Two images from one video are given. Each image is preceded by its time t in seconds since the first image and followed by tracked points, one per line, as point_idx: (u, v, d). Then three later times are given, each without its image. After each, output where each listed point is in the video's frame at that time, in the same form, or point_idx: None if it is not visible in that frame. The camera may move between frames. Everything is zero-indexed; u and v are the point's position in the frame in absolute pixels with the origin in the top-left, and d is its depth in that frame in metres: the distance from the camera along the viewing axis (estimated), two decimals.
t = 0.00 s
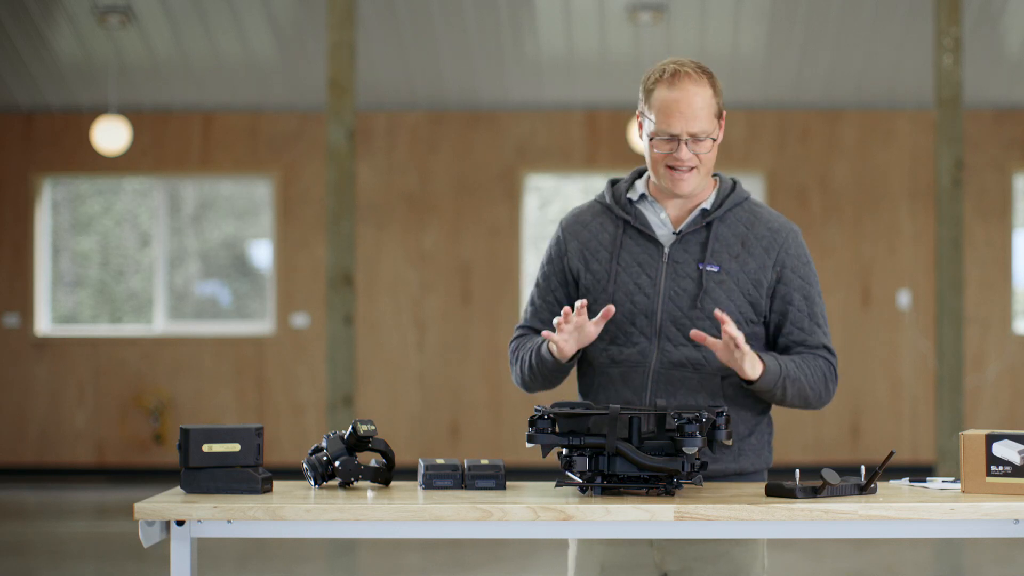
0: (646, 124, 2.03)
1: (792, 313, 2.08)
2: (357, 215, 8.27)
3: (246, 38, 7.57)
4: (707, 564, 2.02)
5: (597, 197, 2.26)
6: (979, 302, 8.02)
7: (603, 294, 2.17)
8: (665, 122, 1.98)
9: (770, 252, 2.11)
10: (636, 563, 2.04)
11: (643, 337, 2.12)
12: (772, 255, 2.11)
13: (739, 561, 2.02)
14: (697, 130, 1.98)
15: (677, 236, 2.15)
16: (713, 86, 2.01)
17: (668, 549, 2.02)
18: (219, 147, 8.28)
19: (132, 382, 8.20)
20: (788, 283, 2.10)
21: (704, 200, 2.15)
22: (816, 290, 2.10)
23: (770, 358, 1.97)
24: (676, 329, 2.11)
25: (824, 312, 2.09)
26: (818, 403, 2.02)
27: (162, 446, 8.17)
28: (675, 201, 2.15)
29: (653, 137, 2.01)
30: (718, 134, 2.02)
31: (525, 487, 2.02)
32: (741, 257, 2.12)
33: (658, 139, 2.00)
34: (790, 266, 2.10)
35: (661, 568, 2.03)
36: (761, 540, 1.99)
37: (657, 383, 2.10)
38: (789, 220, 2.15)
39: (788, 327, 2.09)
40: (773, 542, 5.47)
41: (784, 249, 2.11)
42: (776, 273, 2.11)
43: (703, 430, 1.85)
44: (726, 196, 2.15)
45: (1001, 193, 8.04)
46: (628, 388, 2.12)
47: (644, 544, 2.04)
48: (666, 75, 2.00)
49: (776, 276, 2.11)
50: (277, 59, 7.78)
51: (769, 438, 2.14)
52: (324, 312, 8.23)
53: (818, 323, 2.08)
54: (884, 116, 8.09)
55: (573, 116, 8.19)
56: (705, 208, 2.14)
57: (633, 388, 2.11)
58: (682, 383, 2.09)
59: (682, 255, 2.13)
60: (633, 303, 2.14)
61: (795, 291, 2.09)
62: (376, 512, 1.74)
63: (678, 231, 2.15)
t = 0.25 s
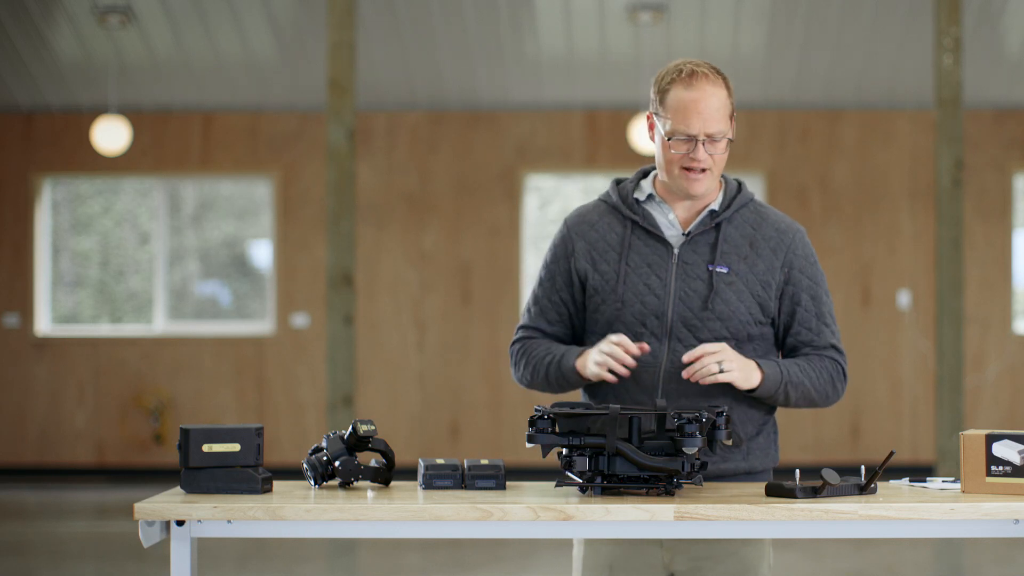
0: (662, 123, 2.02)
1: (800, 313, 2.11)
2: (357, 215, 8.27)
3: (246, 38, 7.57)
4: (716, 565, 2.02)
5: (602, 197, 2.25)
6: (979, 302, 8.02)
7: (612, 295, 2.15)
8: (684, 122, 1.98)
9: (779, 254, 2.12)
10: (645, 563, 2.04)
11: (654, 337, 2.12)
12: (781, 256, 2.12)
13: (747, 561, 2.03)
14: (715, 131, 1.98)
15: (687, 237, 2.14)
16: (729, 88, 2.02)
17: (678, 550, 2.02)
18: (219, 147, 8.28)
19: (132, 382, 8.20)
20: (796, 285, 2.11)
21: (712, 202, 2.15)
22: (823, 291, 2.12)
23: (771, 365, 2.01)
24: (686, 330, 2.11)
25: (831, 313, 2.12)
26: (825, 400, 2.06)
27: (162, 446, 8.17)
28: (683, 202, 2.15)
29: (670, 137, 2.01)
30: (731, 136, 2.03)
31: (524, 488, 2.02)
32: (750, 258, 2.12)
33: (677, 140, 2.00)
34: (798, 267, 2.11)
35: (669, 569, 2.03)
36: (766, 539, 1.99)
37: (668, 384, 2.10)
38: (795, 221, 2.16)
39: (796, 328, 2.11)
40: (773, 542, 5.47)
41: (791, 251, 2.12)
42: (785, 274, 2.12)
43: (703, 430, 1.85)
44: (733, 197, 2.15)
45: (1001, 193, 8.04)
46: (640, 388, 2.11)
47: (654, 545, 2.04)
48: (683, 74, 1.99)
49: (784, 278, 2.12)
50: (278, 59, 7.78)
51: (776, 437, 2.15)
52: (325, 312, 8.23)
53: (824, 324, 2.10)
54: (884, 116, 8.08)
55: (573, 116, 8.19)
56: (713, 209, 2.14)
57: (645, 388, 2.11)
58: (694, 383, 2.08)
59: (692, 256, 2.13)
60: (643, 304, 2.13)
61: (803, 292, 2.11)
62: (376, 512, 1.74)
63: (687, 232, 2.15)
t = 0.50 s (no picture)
0: (684, 124, 2.01)
1: (807, 312, 2.11)
2: (357, 215, 8.27)
3: (246, 38, 7.57)
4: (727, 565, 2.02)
5: (608, 196, 2.22)
6: (979, 302, 8.02)
7: (623, 295, 2.13)
8: (712, 124, 1.97)
9: (787, 252, 2.12)
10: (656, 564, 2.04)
11: (666, 337, 2.10)
12: (789, 255, 2.12)
13: (756, 561, 2.03)
14: (740, 133, 1.98)
15: (697, 236, 2.13)
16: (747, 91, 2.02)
17: (689, 550, 2.02)
18: (219, 147, 8.28)
19: (132, 382, 8.20)
20: (805, 283, 2.12)
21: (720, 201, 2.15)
22: (830, 289, 2.14)
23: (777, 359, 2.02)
24: (698, 330, 2.10)
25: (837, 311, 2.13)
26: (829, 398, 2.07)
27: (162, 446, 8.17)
28: (694, 202, 2.14)
29: (695, 138, 1.99)
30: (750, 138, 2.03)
31: (525, 488, 2.02)
32: (760, 257, 2.11)
33: (704, 142, 1.98)
34: (806, 265, 2.12)
35: (679, 569, 2.03)
36: (774, 539, 1.99)
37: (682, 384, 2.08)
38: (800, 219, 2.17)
39: (801, 327, 2.12)
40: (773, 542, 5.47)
41: (799, 249, 2.13)
42: (793, 273, 2.12)
43: (703, 430, 1.85)
44: (741, 195, 2.15)
45: (1001, 194, 8.04)
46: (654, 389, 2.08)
47: (666, 545, 2.04)
48: (707, 76, 1.98)
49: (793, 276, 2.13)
50: (278, 59, 7.78)
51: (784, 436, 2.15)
52: (325, 312, 8.23)
53: (831, 322, 2.11)
54: (884, 116, 8.08)
55: (573, 116, 8.18)
56: (722, 208, 2.13)
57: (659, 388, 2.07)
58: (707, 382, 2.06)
59: (703, 255, 2.11)
60: (655, 304, 2.11)
61: (812, 290, 2.11)
62: (376, 512, 1.74)
63: (698, 231, 2.14)
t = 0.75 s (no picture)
0: (710, 126, 2.05)
1: (826, 311, 2.16)
2: (358, 215, 8.27)
3: (247, 38, 7.57)
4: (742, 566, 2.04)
5: (624, 196, 2.25)
6: (979, 302, 8.02)
7: (644, 296, 2.15)
8: (739, 126, 2.01)
9: (804, 252, 2.17)
10: (671, 564, 2.05)
11: (688, 338, 2.13)
12: (807, 255, 2.17)
13: (770, 561, 2.04)
14: (766, 134, 2.02)
15: (717, 237, 2.16)
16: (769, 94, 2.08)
17: (704, 550, 2.05)
18: (219, 147, 8.28)
19: (132, 382, 8.20)
20: (822, 283, 2.17)
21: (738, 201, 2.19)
22: (844, 288, 2.19)
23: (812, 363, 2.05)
24: (719, 330, 2.12)
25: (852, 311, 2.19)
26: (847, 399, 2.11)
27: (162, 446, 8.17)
28: (713, 203, 2.17)
29: (721, 140, 2.03)
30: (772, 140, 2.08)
31: (525, 487, 2.02)
32: (778, 258, 2.15)
33: (731, 143, 2.02)
34: (823, 266, 2.17)
35: (692, 569, 2.06)
36: (790, 539, 2.01)
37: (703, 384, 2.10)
38: (814, 219, 2.22)
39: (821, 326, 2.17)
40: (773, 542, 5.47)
41: (816, 249, 2.18)
42: (811, 273, 2.17)
43: (703, 430, 1.85)
44: (758, 196, 2.19)
45: (1001, 194, 8.04)
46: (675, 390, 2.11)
47: (683, 544, 2.06)
48: (733, 79, 2.03)
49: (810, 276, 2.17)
50: (278, 59, 7.78)
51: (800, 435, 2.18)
52: (325, 312, 8.23)
53: (846, 322, 2.16)
54: (884, 116, 8.08)
55: (573, 116, 8.18)
56: (741, 208, 2.17)
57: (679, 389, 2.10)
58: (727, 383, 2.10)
59: (723, 255, 2.15)
60: (676, 304, 2.13)
61: (828, 290, 2.17)
62: (376, 512, 1.74)
63: (718, 232, 2.17)
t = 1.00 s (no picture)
0: (735, 135, 2.04)
1: (843, 314, 2.17)
2: (357, 215, 8.27)
3: (246, 38, 7.57)
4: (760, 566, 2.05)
5: (644, 200, 2.23)
6: (979, 302, 8.02)
7: (669, 301, 2.14)
8: (764, 136, 2.01)
9: (824, 256, 2.18)
10: (689, 563, 2.05)
11: (713, 342, 2.13)
12: (826, 259, 2.18)
13: (789, 561, 2.05)
14: (791, 144, 2.02)
15: (740, 242, 2.16)
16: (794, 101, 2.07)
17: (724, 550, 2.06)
18: (219, 147, 8.28)
19: (132, 382, 8.20)
20: (842, 285, 2.19)
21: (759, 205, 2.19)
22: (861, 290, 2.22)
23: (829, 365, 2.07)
24: (745, 335, 2.12)
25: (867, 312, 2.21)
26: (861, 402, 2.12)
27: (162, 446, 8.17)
28: (737, 208, 2.17)
29: (746, 150, 2.03)
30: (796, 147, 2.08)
31: (525, 487, 2.02)
32: (799, 262, 2.16)
33: (756, 153, 2.02)
34: (841, 268, 2.19)
35: (709, 569, 2.06)
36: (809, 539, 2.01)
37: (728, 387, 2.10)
38: (830, 222, 2.24)
39: (837, 329, 2.18)
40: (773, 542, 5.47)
41: (835, 252, 2.19)
42: (830, 276, 2.18)
43: (703, 430, 1.85)
44: (778, 200, 2.19)
45: (1001, 194, 8.04)
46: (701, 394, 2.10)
47: (704, 544, 2.05)
48: (758, 88, 2.02)
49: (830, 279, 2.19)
50: (278, 59, 7.78)
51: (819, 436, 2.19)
52: (324, 312, 8.23)
53: (863, 325, 2.18)
54: (884, 116, 8.08)
55: (573, 116, 8.18)
56: (763, 213, 2.17)
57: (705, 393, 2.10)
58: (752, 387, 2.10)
59: (747, 260, 2.15)
60: (702, 309, 2.13)
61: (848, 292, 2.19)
62: (376, 512, 1.74)
63: (741, 236, 2.17)
